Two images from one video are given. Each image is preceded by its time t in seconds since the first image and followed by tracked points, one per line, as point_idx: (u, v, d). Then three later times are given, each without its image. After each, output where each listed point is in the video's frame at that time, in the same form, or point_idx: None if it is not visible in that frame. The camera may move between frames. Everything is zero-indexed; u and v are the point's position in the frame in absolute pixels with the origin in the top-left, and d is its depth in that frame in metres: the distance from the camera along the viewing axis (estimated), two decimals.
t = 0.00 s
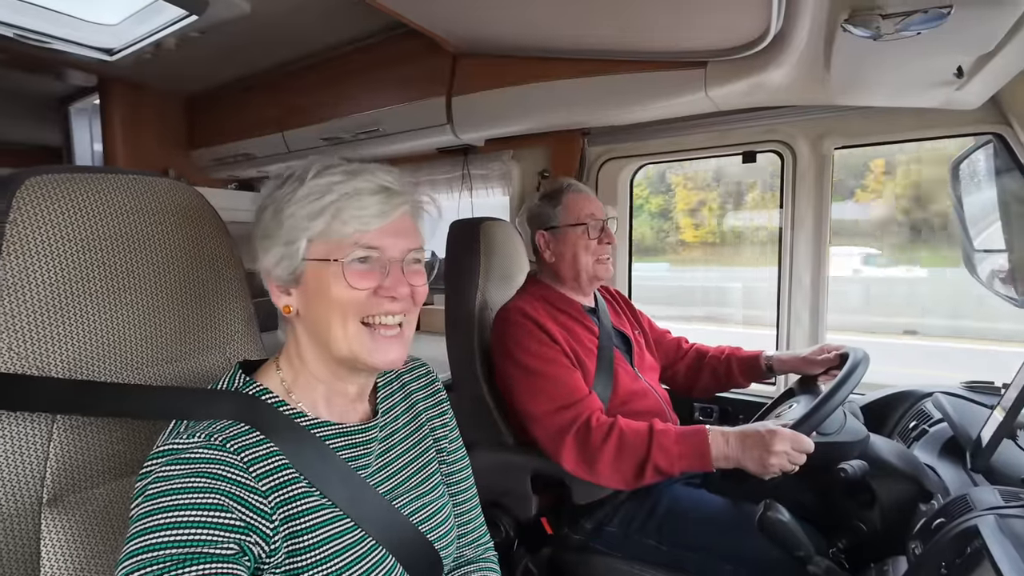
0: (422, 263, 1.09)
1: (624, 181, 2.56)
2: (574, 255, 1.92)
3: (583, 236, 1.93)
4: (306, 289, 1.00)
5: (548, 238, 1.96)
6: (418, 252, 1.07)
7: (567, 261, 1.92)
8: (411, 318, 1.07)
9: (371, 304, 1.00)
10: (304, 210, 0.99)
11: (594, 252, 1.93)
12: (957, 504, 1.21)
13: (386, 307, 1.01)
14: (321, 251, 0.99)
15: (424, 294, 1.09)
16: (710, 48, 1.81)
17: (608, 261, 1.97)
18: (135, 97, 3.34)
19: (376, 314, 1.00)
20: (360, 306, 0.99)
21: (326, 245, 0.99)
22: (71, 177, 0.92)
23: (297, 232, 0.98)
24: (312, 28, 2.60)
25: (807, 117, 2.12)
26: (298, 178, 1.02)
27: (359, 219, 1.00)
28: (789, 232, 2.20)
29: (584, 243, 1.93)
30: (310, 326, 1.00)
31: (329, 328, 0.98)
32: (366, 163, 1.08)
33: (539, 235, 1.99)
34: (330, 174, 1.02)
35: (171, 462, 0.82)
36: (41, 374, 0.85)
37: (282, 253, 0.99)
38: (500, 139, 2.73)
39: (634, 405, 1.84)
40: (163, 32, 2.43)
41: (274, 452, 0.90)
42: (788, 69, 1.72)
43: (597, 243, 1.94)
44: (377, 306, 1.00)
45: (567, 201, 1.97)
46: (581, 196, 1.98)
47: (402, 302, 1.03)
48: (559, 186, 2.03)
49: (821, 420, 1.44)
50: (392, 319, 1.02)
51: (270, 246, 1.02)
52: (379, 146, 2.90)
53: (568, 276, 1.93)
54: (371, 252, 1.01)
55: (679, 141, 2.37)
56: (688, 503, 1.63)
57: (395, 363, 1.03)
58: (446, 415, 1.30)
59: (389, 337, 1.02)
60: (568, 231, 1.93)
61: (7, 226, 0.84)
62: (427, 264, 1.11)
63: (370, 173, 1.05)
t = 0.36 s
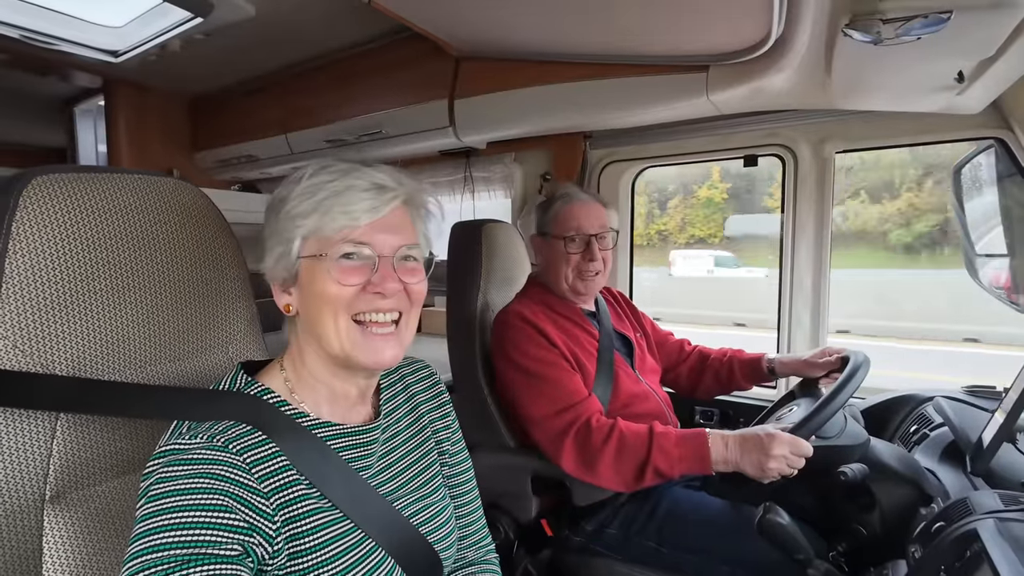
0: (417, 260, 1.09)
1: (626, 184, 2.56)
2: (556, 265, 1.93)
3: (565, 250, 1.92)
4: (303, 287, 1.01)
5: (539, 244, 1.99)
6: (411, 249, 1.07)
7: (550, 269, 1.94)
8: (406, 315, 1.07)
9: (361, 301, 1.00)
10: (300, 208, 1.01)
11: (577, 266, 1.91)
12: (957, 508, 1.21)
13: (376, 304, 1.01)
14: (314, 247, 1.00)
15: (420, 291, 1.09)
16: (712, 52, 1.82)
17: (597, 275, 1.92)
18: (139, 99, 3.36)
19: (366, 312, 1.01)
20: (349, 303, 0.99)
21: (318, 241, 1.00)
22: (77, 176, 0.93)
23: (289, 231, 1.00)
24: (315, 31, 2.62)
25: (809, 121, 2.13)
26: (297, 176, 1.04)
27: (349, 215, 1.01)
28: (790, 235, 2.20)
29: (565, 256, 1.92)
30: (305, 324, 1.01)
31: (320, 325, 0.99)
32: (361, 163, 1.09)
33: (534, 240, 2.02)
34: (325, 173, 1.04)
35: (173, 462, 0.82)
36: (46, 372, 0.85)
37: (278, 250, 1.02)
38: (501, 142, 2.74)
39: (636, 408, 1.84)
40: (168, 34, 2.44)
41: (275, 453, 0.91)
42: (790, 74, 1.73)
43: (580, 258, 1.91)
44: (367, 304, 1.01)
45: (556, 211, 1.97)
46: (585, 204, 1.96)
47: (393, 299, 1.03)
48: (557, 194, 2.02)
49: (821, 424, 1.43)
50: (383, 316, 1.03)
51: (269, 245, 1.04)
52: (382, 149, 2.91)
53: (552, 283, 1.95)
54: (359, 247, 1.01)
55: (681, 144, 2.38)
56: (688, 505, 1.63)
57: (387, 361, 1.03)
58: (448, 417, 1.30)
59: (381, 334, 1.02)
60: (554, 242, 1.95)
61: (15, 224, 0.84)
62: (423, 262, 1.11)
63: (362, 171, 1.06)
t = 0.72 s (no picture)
0: (416, 254, 1.09)
1: (628, 186, 2.57)
2: (562, 266, 1.92)
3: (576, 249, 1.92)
4: (304, 283, 1.02)
5: (544, 245, 1.99)
6: (408, 244, 1.07)
7: (555, 271, 1.94)
8: (406, 309, 1.07)
9: (362, 295, 1.01)
10: (300, 204, 1.02)
11: (584, 267, 1.92)
12: (961, 506, 1.22)
13: (378, 298, 1.02)
14: (315, 243, 1.02)
15: (420, 285, 1.09)
16: (715, 54, 1.83)
17: (604, 274, 1.94)
18: (145, 100, 3.38)
19: (368, 306, 1.01)
20: (350, 298, 1.00)
21: (318, 238, 1.02)
22: (87, 174, 0.94)
23: (291, 227, 1.02)
24: (319, 33, 2.64)
25: (812, 123, 2.13)
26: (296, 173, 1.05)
27: (347, 211, 1.01)
28: (793, 236, 2.21)
29: (573, 256, 1.92)
30: (308, 320, 1.02)
31: (322, 321, 1.00)
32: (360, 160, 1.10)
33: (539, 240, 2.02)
34: (321, 170, 1.05)
35: (179, 458, 0.83)
36: (55, 368, 0.86)
37: (281, 247, 1.03)
38: (504, 144, 2.74)
39: (638, 408, 1.84)
40: (173, 36, 2.46)
41: (281, 449, 0.92)
42: (791, 76, 1.73)
43: (588, 258, 1.92)
44: (369, 298, 1.01)
45: (562, 211, 1.97)
46: (590, 206, 1.96)
47: (394, 293, 1.04)
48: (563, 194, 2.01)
49: (822, 424, 1.44)
50: (385, 311, 1.03)
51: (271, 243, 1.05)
52: (385, 150, 2.92)
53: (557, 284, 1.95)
54: (359, 244, 1.02)
55: (683, 146, 2.38)
56: (690, 505, 1.63)
57: (391, 355, 1.04)
58: (454, 414, 1.31)
59: (383, 327, 1.03)
60: (560, 242, 1.94)
61: (26, 221, 0.86)
62: (423, 257, 1.12)
63: (360, 167, 1.07)
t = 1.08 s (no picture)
0: (417, 256, 1.09)
1: (633, 191, 2.57)
2: (584, 267, 1.92)
3: (596, 250, 1.93)
4: (306, 295, 1.01)
5: (559, 248, 1.96)
6: (410, 246, 1.08)
7: (575, 273, 1.93)
8: (413, 309, 1.08)
9: (373, 300, 1.01)
10: (294, 215, 1.00)
11: (605, 266, 1.93)
12: (970, 519, 1.21)
13: (388, 302, 1.03)
14: (316, 254, 1.01)
15: (423, 286, 1.10)
16: (722, 62, 1.83)
17: (619, 274, 1.97)
18: (151, 104, 3.39)
19: (379, 310, 1.02)
20: (361, 303, 1.00)
21: (320, 247, 1.01)
22: (98, 181, 0.94)
23: (290, 239, 1.00)
24: (324, 38, 2.64)
25: (816, 131, 2.13)
26: (283, 185, 1.03)
27: (349, 218, 1.01)
28: (798, 243, 2.21)
29: (595, 256, 1.92)
30: (314, 331, 1.01)
31: (332, 328, 0.99)
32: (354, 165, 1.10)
33: (550, 244, 1.99)
34: (313, 179, 1.03)
35: (184, 469, 0.83)
36: (65, 375, 0.87)
37: (278, 261, 1.00)
38: (508, 149, 2.74)
39: (643, 416, 1.84)
40: (179, 40, 2.47)
41: (285, 460, 0.92)
42: (798, 84, 1.73)
43: (609, 258, 1.93)
44: (380, 302, 1.02)
45: (580, 212, 1.96)
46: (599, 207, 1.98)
47: (402, 295, 1.05)
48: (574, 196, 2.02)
49: (831, 433, 1.45)
50: (395, 313, 1.04)
51: (265, 257, 1.02)
52: (390, 154, 2.93)
53: (577, 288, 1.93)
54: (365, 249, 1.02)
55: (688, 152, 2.39)
56: (695, 512, 1.63)
57: (405, 356, 1.04)
58: (458, 421, 1.31)
59: (395, 329, 1.03)
60: (580, 244, 1.93)
61: (36, 229, 0.85)
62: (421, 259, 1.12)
63: (352, 172, 1.06)
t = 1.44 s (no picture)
0: (413, 258, 1.09)
1: (634, 195, 2.56)
2: (590, 266, 1.91)
3: (601, 249, 1.92)
4: (303, 301, 1.00)
5: (564, 248, 1.95)
6: (407, 248, 1.07)
7: (581, 273, 1.92)
8: (411, 311, 1.07)
9: (373, 304, 1.00)
10: (287, 221, 0.99)
11: (610, 266, 1.92)
12: (974, 527, 1.20)
13: (387, 304, 1.02)
14: (314, 259, 1.00)
15: (420, 287, 1.09)
16: (723, 65, 1.83)
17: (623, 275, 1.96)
18: (153, 106, 3.39)
19: (378, 314, 1.01)
20: (361, 308, 0.99)
21: (317, 253, 1.00)
22: (98, 183, 0.93)
23: (286, 245, 0.99)
24: (325, 41, 2.64)
25: (817, 135, 2.13)
26: (276, 191, 1.02)
27: (346, 222, 1.00)
28: (800, 248, 2.19)
29: (600, 257, 1.92)
30: (313, 337, 1.00)
31: (332, 334, 0.99)
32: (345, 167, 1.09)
33: (556, 244, 1.97)
34: (305, 183, 1.02)
35: (182, 477, 0.83)
36: (61, 380, 0.86)
37: (273, 268, 0.99)
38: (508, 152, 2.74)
39: (643, 420, 1.84)
40: (181, 43, 2.47)
41: (282, 467, 0.92)
42: (799, 88, 1.72)
43: (614, 258, 1.93)
44: (379, 305, 1.01)
45: (585, 214, 1.95)
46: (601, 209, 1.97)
47: (401, 297, 1.04)
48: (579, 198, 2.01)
49: (829, 442, 1.42)
50: (394, 316, 1.03)
51: (259, 263, 1.02)
52: (391, 157, 2.92)
53: (582, 288, 1.93)
54: (364, 253, 1.01)
55: (688, 155, 2.38)
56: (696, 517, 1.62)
57: (405, 359, 1.03)
58: (456, 427, 1.30)
59: (394, 332, 1.02)
60: (585, 244, 1.92)
61: (34, 231, 0.85)
62: (416, 260, 1.11)
63: (346, 175, 1.05)
